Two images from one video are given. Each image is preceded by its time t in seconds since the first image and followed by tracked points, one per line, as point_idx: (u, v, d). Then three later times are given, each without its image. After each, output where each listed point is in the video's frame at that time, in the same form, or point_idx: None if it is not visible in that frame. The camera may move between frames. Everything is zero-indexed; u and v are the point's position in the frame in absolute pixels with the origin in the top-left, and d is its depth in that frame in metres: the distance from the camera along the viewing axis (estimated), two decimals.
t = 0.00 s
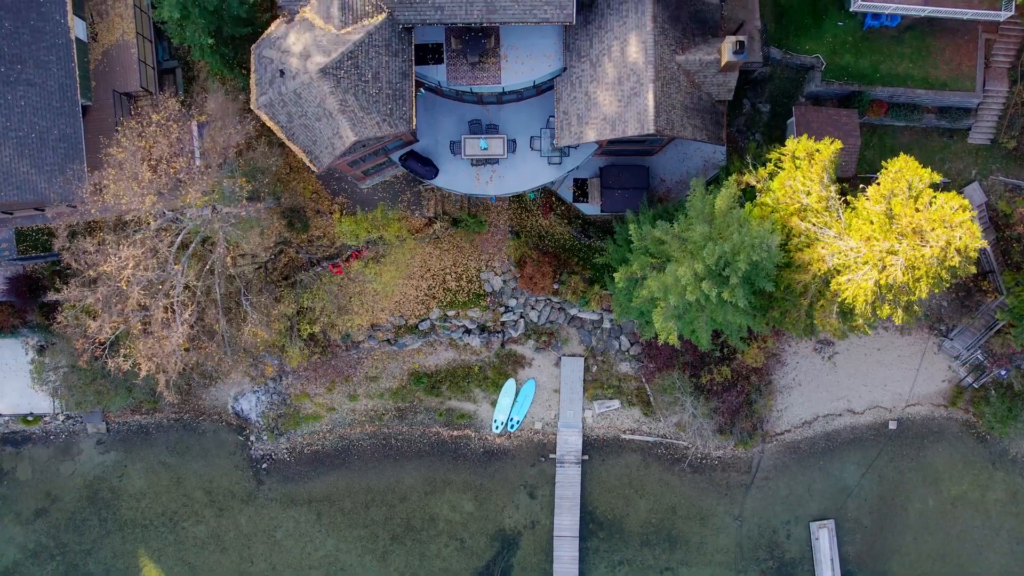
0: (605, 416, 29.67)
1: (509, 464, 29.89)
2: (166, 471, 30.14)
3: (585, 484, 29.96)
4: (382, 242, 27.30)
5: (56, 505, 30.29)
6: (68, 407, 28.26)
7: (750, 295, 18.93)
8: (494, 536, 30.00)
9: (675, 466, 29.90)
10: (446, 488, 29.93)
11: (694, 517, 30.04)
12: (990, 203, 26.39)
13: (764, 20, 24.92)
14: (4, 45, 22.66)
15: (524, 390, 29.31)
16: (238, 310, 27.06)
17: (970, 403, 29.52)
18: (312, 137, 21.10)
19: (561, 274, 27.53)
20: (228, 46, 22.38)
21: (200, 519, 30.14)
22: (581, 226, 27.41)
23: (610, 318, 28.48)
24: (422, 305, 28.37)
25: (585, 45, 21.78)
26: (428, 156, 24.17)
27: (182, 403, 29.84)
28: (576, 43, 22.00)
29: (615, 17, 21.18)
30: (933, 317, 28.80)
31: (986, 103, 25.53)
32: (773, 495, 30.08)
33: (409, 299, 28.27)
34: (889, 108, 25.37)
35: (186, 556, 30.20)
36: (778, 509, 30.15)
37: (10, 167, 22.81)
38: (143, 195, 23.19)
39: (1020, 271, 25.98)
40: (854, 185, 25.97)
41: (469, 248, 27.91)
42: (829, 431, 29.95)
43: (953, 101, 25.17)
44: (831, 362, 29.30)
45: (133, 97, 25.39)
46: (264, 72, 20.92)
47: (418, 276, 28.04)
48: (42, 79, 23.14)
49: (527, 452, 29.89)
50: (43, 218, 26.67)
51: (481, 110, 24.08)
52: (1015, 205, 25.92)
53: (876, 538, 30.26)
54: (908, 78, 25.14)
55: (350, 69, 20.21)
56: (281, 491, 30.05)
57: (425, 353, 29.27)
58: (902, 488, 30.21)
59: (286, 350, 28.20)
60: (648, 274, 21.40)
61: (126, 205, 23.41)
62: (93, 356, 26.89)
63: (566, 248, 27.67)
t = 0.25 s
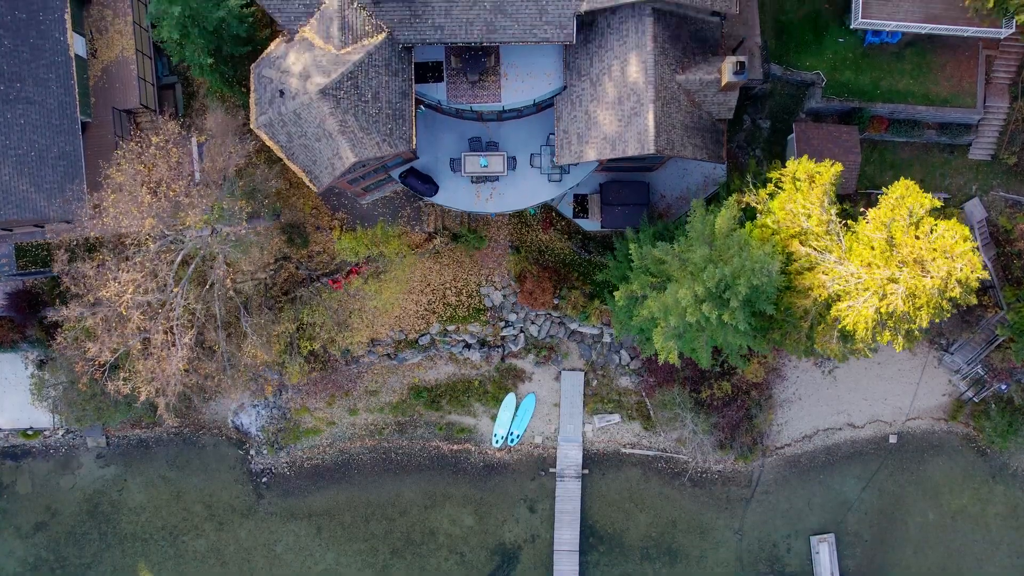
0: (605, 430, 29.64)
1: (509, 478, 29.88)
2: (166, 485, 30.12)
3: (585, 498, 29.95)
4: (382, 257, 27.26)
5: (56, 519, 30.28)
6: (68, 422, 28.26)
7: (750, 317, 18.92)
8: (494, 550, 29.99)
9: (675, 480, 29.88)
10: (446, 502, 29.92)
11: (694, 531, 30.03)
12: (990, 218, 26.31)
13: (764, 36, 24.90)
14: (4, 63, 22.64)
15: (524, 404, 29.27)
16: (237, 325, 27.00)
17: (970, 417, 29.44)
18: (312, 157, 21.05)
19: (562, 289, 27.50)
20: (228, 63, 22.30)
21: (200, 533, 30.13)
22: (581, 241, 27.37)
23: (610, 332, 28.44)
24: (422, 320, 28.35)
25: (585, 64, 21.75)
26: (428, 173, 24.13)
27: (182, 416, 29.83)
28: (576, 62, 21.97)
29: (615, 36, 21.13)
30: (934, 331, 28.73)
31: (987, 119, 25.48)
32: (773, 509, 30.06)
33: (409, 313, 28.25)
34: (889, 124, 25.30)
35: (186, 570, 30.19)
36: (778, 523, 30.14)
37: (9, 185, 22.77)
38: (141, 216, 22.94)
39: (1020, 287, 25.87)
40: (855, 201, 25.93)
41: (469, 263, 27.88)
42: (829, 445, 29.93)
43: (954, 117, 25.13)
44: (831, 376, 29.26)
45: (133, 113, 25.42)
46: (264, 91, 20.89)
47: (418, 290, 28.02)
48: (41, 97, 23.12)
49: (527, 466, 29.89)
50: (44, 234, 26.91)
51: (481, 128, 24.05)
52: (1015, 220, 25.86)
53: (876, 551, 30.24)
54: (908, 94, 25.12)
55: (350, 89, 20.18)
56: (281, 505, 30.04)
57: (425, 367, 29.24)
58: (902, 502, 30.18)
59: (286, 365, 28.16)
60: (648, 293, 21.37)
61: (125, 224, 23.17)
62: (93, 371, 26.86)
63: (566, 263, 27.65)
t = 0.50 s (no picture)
0: (606, 443, 29.61)
1: (509, 491, 29.87)
2: (166, 498, 30.11)
3: (585, 511, 29.95)
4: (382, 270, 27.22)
5: (55, 531, 30.25)
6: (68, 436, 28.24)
7: (750, 338, 18.90)
8: (494, 563, 30.00)
9: (675, 493, 29.88)
10: (446, 515, 29.92)
11: (694, 544, 30.04)
12: (990, 233, 26.26)
13: (765, 52, 24.88)
14: (3, 80, 22.62)
15: (524, 418, 29.24)
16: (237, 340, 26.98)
17: (970, 430, 29.39)
18: (312, 176, 21.03)
19: (562, 302, 27.48)
20: (227, 81, 22.22)
21: (200, 546, 30.12)
22: (581, 255, 27.33)
23: (610, 345, 28.42)
24: (422, 333, 28.32)
25: (585, 82, 21.73)
26: (428, 189, 24.10)
27: (182, 429, 29.80)
28: (576, 80, 21.94)
29: (614, 54, 21.11)
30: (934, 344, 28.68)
31: (988, 134, 25.45)
32: (773, 522, 30.06)
33: (409, 327, 28.23)
34: (890, 139, 25.34)
35: None
36: (778, 536, 30.14)
37: (8, 202, 22.75)
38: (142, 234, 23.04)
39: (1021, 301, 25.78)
40: (855, 216, 25.89)
41: (469, 276, 27.84)
42: (830, 458, 29.91)
43: (954, 132, 25.11)
44: (831, 390, 29.22)
45: (133, 129, 25.42)
46: (263, 109, 20.87)
47: (418, 304, 27.99)
48: (41, 114, 23.09)
49: (527, 479, 29.88)
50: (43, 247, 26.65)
51: (481, 144, 24.02)
52: (1016, 235, 25.82)
53: (876, 564, 30.25)
54: (909, 109, 25.10)
55: (350, 108, 20.17)
56: (281, 518, 30.04)
57: (425, 381, 29.22)
58: (902, 514, 30.18)
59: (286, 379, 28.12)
60: (648, 312, 21.36)
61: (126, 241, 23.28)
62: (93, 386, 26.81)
63: (566, 276, 27.64)
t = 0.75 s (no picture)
0: (606, 457, 29.60)
1: (509, 504, 29.87)
2: (166, 511, 30.12)
3: (585, 525, 29.96)
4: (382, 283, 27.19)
5: (55, 545, 30.25)
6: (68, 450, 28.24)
7: (750, 360, 18.91)
8: None
9: (675, 507, 29.88)
10: (446, 529, 29.93)
11: (695, 557, 30.06)
12: (991, 248, 26.21)
13: (765, 68, 24.87)
14: (3, 98, 22.60)
15: (524, 432, 29.23)
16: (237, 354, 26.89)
17: (970, 444, 29.34)
18: (312, 195, 21.00)
19: (562, 317, 27.46)
20: (227, 99, 22.18)
21: (200, 559, 30.12)
22: (581, 270, 27.31)
23: (610, 359, 28.40)
24: (422, 348, 28.30)
25: (585, 100, 21.72)
26: (428, 206, 24.07)
27: (182, 443, 29.80)
28: (576, 98, 21.93)
29: (614, 73, 21.09)
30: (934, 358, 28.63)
31: (988, 149, 25.43)
32: (773, 535, 30.06)
33: (409, 341, 28.20)
34: (890, 154, 25.34)
35: None
36: (779, 549, 30.17)
37: (8, 220, 22.74)
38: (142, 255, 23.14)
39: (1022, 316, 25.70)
40: (856, 232, 25.86)
41: (469, 291, 27.82)
42: (830, 471, 29.90)
43: (954, 148, 25.10)
44: (832, 403, 29.21)
45: (133, 144, 25.39)
46: (263, 128, 20.85)
47: (418, 318, 27.97)
48: (40, 131, 23.07)
49: (527, 492, 29.87)
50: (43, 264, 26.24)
51: (481, 161, 23.98)
52: (1016, 251, 25.77)
53: None
54: (908, 125, 25.08)
55: (349, 128, 20.16)
56: (281, 531, 30.06)
57: (425, 395, 29.21)
58: (903, 528, 30.17)
59: (286, 393, 28.10)
60: (648, 331, 21.35)
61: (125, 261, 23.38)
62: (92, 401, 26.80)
63: (566, 291, 27.63)
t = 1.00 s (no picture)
0: (606, 469, 29.59)
1: (509, 516, 29.88)
2: (166, 523, 30.11)
3: (585, 537, 29.99)
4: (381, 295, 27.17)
5: (55, 557, 30.24)
6: (68, 463, 28.19)
7: (751, 379, 18.92)
8: None
9: (675, 519, 29.90)
10: (446, 541, 29.97)
11: (694, 569, 30.09)
12: (991, 262, 26.16)
13: (765, 82, 24.87)
14: (3, 114, 22.58)
15: (524, 444, 29.22)
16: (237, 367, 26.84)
17: (971, 456, 29.27)
18: (312, 213, 20.98)
19: (562, 330, 27.43)
20: (227, 115, 22.16)
21: (200, 572, 30.13)
22: (581, 283, 27.29)
23: (610, 372, 28.36)
24: (423, 360, 28.26)
25: (586, 117, 21.69)
26: (428, 221, 24.03)
27: (182, 455, 29.80)
28: (576, 114, 21.93)
29: (615, 90, 21.08)
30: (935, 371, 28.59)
31: (988, 163, 25.40)
32: (773, 547, 30.09)
33: (409, 354, 28.16)
34: (890, 169, 25.29)
35: None
36: (778, 561, 30.19)
37: (8, 236, 22.74)
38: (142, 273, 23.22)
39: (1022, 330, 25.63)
40: (856, 246, 25.83)
41: (470, 304, 27.80)
42: (830, 483, 29.87)
43: (955, 162, 25.07)
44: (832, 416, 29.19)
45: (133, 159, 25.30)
46: (263, 146, 20.83)
47: (418, 331, 27.93)
48: (40, 147, 23.05)
49: (527, 505, 29.88)
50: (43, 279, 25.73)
51: (481, 175, 23.92)
52: (1017, 264, 25.72)
53: None
54: (909, 140, 25.06)
55: (349, 146, 20.14)
56: (281, 544, 30.07)
57: (425, 407, 29.20)
58: (902, 540, 30.15)
59: (286, 406, 28.04)
60: (649, 347, 21.33)
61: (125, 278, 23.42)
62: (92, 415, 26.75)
63: (566, 303, 27.59)
